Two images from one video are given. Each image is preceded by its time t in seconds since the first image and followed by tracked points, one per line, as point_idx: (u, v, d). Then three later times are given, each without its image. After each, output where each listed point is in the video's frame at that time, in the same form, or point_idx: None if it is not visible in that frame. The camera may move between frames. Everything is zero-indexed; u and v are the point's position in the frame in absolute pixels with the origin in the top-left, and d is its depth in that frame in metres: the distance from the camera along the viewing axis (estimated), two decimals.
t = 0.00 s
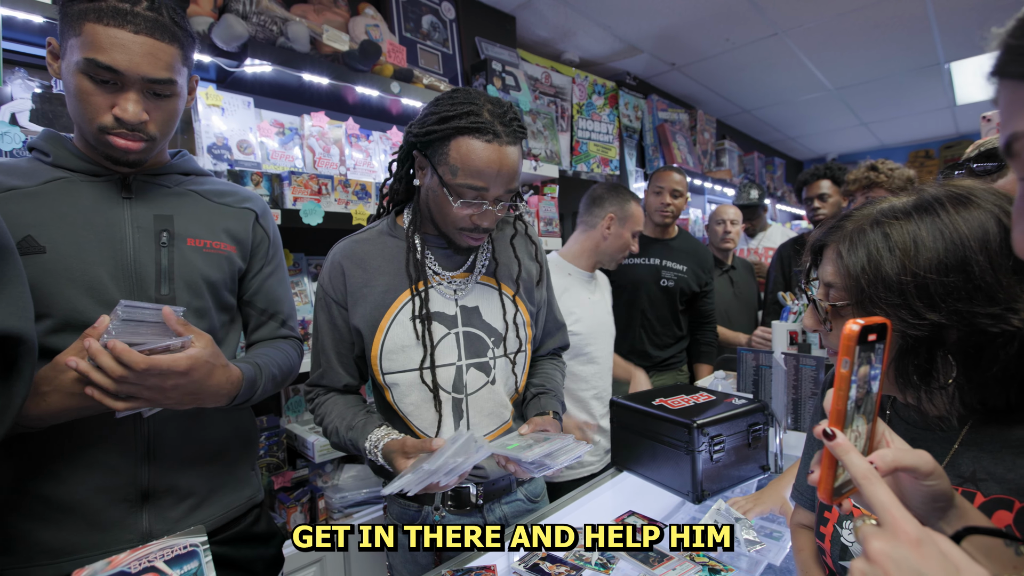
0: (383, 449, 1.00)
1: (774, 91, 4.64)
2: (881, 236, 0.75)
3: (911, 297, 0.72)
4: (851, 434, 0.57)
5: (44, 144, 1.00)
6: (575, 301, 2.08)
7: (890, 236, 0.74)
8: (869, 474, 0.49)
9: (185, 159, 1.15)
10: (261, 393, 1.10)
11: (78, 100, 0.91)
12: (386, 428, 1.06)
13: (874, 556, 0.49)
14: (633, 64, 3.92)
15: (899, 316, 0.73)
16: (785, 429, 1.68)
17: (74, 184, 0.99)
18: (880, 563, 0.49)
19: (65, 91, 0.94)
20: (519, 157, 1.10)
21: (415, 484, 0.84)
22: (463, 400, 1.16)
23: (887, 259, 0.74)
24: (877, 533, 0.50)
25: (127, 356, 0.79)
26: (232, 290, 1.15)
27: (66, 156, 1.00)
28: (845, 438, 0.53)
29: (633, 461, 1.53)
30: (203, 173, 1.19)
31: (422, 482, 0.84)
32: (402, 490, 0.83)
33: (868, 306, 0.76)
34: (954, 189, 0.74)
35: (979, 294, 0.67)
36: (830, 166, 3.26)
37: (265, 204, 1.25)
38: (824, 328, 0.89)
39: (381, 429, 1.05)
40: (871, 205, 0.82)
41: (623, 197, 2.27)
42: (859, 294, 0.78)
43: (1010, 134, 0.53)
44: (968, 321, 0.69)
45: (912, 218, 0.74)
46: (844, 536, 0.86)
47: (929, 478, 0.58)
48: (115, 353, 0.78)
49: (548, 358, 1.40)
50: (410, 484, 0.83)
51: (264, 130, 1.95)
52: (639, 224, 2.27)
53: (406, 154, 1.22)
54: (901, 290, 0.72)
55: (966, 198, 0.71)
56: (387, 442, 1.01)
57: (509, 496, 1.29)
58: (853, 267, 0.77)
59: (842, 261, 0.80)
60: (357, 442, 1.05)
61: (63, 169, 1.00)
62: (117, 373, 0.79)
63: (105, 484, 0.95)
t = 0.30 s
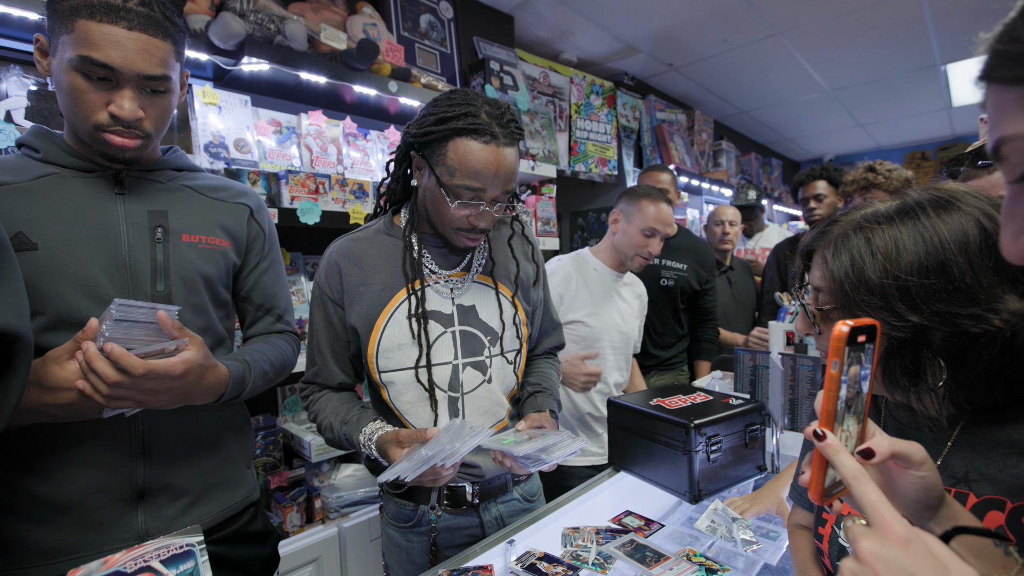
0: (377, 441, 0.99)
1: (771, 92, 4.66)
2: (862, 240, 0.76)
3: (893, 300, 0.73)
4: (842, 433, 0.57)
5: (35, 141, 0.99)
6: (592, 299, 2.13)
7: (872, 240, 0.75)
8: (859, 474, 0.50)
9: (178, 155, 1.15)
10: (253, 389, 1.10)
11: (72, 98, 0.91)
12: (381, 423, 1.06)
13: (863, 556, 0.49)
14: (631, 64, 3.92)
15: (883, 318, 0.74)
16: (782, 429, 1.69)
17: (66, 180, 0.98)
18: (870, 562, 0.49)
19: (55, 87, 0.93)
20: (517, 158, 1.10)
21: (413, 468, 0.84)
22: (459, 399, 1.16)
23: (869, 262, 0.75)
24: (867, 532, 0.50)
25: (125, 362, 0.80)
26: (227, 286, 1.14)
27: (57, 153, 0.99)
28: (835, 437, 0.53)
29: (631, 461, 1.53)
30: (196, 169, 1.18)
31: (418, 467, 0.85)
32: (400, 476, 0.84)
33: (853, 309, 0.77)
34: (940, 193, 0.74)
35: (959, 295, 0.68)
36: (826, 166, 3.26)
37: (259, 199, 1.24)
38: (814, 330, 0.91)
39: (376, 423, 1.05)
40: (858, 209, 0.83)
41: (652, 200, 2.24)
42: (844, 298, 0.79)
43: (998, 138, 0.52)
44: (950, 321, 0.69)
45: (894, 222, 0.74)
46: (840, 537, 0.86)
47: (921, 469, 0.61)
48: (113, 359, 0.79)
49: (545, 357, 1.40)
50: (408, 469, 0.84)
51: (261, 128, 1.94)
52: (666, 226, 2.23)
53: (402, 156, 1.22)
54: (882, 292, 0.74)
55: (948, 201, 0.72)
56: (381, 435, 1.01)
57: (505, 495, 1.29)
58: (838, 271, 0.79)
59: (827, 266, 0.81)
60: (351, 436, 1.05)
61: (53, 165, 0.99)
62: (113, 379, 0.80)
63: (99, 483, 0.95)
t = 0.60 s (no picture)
0: (398, 432, 1.01)
1: (771, 93, 4.66)
2: (865, 239, 0.76)
3: (894, 299, 0.73)
4: (841, 432, 0.57)
5: (26, 140, 0.98)
6: (588, 299, 2.13)
7: (875, 239, 0.75)
8: (859, 475, 0.50)
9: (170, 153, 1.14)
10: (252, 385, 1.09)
11: (119, 101, 0.95)
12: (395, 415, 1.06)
13: (863, 556, 0.49)
14: (631, 64, 3.92)
15: (884, 317, 0.74)
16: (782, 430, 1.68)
17: (59, 181, 0.97)
18: (870, 563, 0.49)
19: (83, 88, 0.95)
20: (514, 157, 1.10)
21: (443, 460, 0.84)
22: (458, 397, 1.16)
23: (871, 262, 0.75)
24: (867, 533, 0.49)
25: (136, 367, 0.80)
26: (224, 283, 1.14)
27: (50, 152, 0.98)
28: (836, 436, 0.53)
29: (631, 461, 1.53)
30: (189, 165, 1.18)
31: (449, 461, 0.85)
32: (428, 466, 0.83)
33: (855, 308, 0.77)
34: (944, 194, 0.74)
35: (960, 296, 0.68)
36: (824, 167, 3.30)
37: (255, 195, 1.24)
38: (815, 329, 0.92)
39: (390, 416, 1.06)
40: (861, 208, 0.83)
41: (622, 189, 2.18)
42: (845, 297, 0.78)
43: (997, 138, 0.52)
44: (951, 321, 0.69)
45: (897, 222, 0.74)
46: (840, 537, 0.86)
47: (917, 462, 0.60)
48: (123, 363, 0.79)
49: (543, 357, 1.40)
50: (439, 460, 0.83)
51: (260, 128, 1.94)
52: (642, 214, 2.16)
53: (401, 155, 1.22)
54: (884, 292, 0.73)
55: (955, 202, 0.71)
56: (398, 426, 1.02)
57: (504, 495, 1.29)
58: (840, 270, 0.78)
59: (829, 264, 0.81)
60: (365, 430, 1.05)
61: (45, 166, 0.98)
62: (121, 382, 0.80)
63: (98, 484, 0.95)
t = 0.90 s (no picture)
0: (390, 433, 1.00)
1: (769, 93, 4.66)
2: (867, 240, 0.76)
3: (896, 299, 0.73)
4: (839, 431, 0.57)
5: (15, 138, 0.97)
6: (597, 301, 2.12)
7: (877, 239, 0.75)
8: (857, 474, 0.50)
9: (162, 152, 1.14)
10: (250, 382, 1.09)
11: (145, 95, 0.99)
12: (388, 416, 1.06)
13: (861, 555, 0.49)
14: (629, 64, 3.92)
15: (885, 318, 0.74)
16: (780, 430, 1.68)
17: (53, 181, 0.96)
18: (868, 562, 0.49)
19: (107, 86, 0.97)
20: (513, 155, 1.10)
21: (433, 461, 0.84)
22: (456, 396, 1.16)
23: (873, 262, 0.75)
24: (865, 532, 0.50)
25: (142, 380, 0.81)
26: (220, 282, 1.14)
27: (42, 152, 0.97)
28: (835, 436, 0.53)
29: (628, 460, 1.53)
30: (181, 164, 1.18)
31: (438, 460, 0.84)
32: (418, 467, 0.83)
33: (856, 307, 0.77)
34: (946, 194, 0.74)
35: (962, 296, 0.68)
36: (816, 167, 3.30)
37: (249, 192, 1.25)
38: (818, 329, 0.92)
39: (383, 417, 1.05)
40: (862, 208, 0.83)
41: (629, 187, 2.16)
42: (846, 296, 0.79)
43: (996, 138, 0.52)
44: (953, 321, 0.69)
45: (900, 222, 0.74)
46: (838, 536, 0.86)
47: (911, 459, 0.60)
48: (127, 377, 0.80)
49: (540, 356, 1.40)
50: (428, 462, 0.83)
51: (258, 126, 1.94)
52: (646, 213, 2.14)
53: (401, 154, 1.22)
54: (885, 292, 0.74)
55: (958, 202, 0.71)
56: (390, 427, 1.02)
57: (501, 495, 1.28)
58: (842, 271, 0.78)
59: (831, 264, 0.81)
60: (358, 431, 1.04)
61: (37, 165, 0.97)
62: (125, 393, 0.81)
63: (95, 486, 0.94)
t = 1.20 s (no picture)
0: (364, 443, 0.99)
1: (771, 96, 4.67)
2: (870, 245, 0.76)
3: (899, 305, 0.73)
4: (845, 433, 0.57)
5: (18, 134, 0.97)
6: (640, 300, 2.13)
7: (880, 245, 0.75)
8: (865, 476, 0.50)
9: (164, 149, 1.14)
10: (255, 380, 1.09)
11: (149, 94, 0.99)
12: (368, 421, 1.05)
13: (869, 558, 0.49)
14: (632, 65, 3.92)
15: (888, 322, 0.74)
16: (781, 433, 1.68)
17: (56, 178, 0.96)
18: (875, 564, 0.49)
19: (111, 82, 0.97)
20: (520, 155, 1.10)
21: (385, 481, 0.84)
22: (460, 396, 1.16)
23: (876, 267, 0.75)
24: (873, 534, 0.49)
25: (166, 383, 0.82)
26: (222, 279, 1.14)
27: (43, 148, 0.97)
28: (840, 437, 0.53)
29: (629, 461, 1.53)
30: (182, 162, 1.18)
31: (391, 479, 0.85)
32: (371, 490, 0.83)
33: (860, 312, 0.77)
34: (949, 199, 0.74)
35: (965, 302, 0.68)
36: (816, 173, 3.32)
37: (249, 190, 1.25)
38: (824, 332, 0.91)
39: (363, 422, 1.05)
40: (866, 213, 0.83)
41: (677, 187, 2.18)
42: (850, 302, 0.79)
43: (1007, 142, 0.53)
44: (955, 327, 0.69)
45: (902, 228, 0.74)
46: (842, 537, 0.86)
47: (915, 460, 0.60)
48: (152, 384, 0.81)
49: (543, 357, 1.40)
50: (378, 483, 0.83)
51: (261, 125, 1.93)
52: (693, 214, 2.15)
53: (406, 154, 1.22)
54: (888, 297, 0.73)
55: (961, 207, 0.71)
56: (366, 435, 1.01)
57: (503, 495, 1.28)
58: (846, 276, 0.78)
59: (835, 270, 0.81)
60: (341, 434, 1.04)
61: (40, 162, 0.96)
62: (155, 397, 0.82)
63: (97, 485, 0.93)
